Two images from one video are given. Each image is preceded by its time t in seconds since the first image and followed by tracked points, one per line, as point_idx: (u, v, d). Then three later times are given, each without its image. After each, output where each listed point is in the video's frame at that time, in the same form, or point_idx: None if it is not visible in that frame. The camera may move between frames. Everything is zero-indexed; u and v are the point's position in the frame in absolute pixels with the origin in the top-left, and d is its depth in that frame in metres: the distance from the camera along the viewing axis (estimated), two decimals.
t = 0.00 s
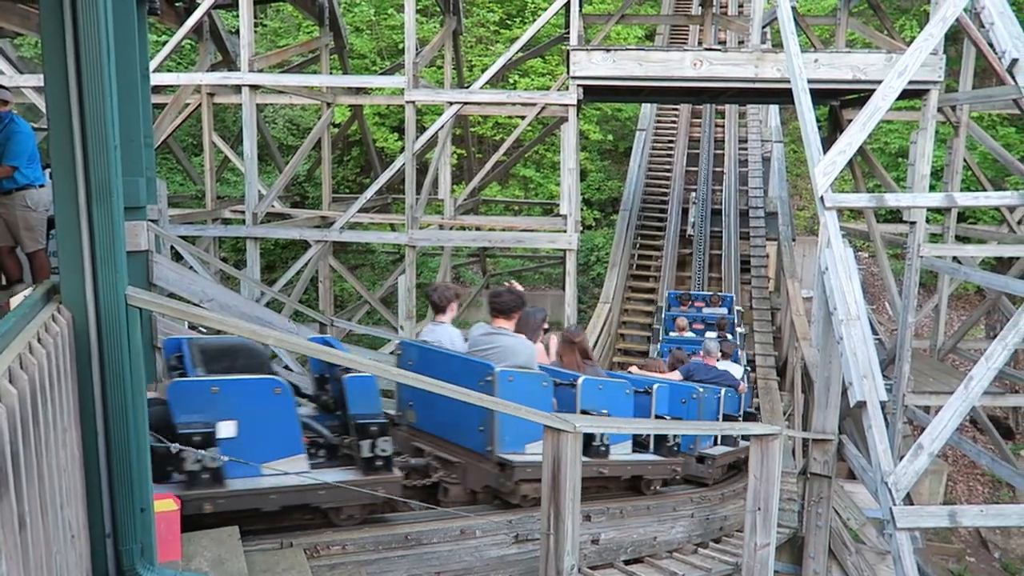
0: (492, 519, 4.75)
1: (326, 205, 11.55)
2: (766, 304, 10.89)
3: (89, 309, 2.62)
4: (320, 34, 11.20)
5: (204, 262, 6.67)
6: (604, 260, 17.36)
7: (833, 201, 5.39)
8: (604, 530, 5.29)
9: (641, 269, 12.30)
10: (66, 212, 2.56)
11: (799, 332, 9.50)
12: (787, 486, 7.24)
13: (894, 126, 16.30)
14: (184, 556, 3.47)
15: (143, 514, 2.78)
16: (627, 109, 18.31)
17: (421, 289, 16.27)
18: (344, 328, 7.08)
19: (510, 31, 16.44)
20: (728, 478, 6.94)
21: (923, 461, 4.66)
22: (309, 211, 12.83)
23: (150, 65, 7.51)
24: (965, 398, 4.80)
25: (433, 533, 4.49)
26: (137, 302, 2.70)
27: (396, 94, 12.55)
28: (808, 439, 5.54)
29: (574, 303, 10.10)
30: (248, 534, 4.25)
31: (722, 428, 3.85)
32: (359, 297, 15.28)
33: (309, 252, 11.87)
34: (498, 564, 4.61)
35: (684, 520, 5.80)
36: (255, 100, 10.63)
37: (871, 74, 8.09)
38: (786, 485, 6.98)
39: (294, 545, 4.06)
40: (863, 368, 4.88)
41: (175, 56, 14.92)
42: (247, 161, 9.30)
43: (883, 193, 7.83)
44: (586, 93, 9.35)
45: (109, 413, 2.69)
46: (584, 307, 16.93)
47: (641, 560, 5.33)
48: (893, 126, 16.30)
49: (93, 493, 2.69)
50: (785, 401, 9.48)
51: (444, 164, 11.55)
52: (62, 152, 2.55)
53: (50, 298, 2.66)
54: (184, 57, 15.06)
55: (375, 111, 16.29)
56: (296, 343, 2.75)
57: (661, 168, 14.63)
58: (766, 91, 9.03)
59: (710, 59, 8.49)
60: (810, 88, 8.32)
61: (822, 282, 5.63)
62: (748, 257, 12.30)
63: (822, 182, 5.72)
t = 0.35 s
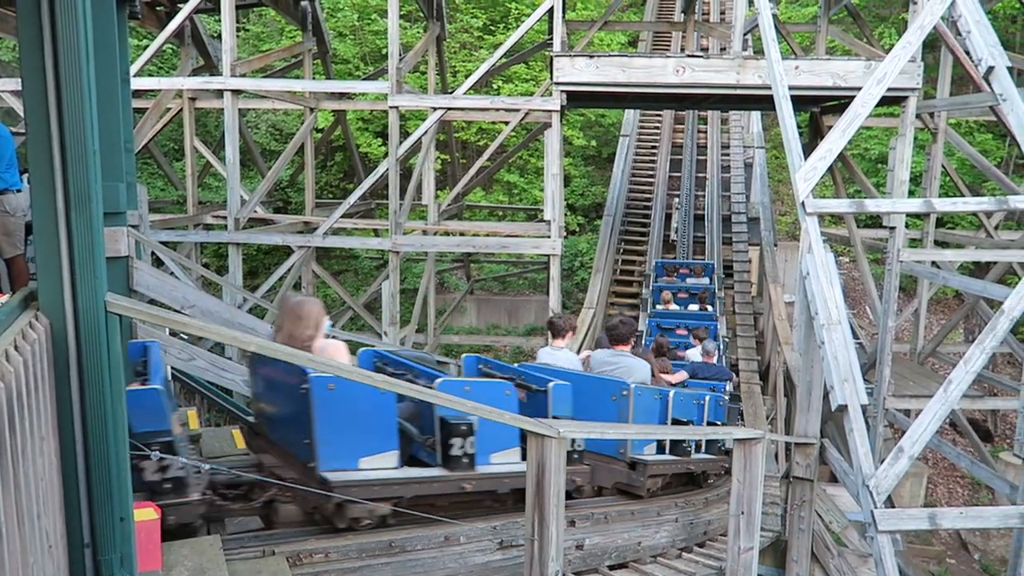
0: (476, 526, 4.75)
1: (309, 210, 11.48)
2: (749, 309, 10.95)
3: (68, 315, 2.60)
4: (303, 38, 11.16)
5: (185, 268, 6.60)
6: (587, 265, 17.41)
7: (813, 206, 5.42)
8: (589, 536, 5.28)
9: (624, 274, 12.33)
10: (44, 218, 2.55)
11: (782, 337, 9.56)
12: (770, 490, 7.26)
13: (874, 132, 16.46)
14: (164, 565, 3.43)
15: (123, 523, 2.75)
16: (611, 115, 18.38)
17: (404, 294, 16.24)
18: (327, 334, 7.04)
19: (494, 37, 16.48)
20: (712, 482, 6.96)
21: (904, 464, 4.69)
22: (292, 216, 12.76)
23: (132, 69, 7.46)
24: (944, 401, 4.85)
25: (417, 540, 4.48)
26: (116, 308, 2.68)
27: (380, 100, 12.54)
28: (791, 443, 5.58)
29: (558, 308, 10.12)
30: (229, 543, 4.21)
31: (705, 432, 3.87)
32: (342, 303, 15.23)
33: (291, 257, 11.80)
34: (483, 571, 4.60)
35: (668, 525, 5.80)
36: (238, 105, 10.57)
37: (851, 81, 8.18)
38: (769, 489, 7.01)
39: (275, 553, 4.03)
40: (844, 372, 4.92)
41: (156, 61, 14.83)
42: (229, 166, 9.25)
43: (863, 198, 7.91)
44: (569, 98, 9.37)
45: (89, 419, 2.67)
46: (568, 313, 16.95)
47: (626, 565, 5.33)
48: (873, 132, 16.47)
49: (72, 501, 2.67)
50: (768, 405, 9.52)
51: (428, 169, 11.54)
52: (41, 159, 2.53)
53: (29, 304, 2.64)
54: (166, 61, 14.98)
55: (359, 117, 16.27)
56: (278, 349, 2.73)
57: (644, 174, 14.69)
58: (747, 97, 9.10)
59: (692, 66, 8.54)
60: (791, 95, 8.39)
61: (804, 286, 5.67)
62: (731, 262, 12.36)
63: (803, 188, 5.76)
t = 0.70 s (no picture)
0: (460, 534, 4.74)
1: (292, 217, 11.43)
2: (731, 314, 11.02)
3: (46, 324, 2.57)
4: (285, 45, 11.12)
5: (166, 276, 6.41)
6: (571, 271, 17.44)
7: (795, 212, 5.45)
8: (574, 543, 5.28)
9: (607, 280, 12.36)
10: (22, 226, 2.52)
11: (764, 342, 9.61)
12: (754, 495, 7.29)
13: (853, 139, 16.64)
14: None
15: (103, 534, 2.71)
16: (593, 122, 18.44)
17: (388, 301, 16.20)
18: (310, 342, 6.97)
19: (477, 44, 16.51)
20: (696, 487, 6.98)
21: (885, 468, 4.72)
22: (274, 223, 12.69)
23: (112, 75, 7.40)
24: (925, 405, 4.89)
25: (402, 548, 4.46)
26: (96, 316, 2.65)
27: (363, 106, 12.52)
28: (774, 448, 5.60)
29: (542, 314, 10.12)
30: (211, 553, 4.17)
31: (689, 438, 3.89)
32: (325, 311, 15.16)
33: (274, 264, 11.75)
34: None
35: (653, 531, 5.82)
36: (220, 112, 10.51)
37: (831, 88, 8.26)
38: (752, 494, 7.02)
39: (259, 564, 4.00)
40: (826, 377, 4.95)
41: (137, 67, 14.74)
42: (210, 173, 9.19)
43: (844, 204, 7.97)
44: (552, 105, 9.40)
45: (67, 429, 2.63)
46: (551, 319, 16.98)
47: (611, 571, 5.34)
48: (853, 139, 16.64)
49: (50, 512, 2.63)
50: (751, 410, 9.57)
51: (411, 176, 11.52)
52: (19, 165, 2.50)
53: (6, 313, 2.60)
54: (146, 68, 14.89)
55: (342, 123, 16.24)
56: (262, 358, 2.72)
57: (627, 180, 14.75)
58: (729, 104, 9.16)
59: (674, 73, 8.60)
60: (772, 102, 8.46)
61: (785, 292, 5.70)
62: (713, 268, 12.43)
63: (784, 194, 5.79)
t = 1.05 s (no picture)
0: (446, 543, 4.73)
1: (277, 225, 11.39)
2: (717, 321, 11.06)
3: (27, 333, 2.46)
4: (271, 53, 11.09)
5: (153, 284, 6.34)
6: (558, 279, 17.47)
7: (780, 220, 5.46)
8: (560, 551, 5.28)
9: (594, 287, 12.39)
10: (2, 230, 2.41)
11: (750, 349, 9.66)
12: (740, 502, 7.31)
13: (837, 147, 16.79)
14: None
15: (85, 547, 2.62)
16: (579, 130, 18.49)
17: (374, 309, 16.17)
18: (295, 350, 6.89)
19: (464, 52, 16.53)
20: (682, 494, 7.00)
21: (869, 474, 4.75)
22: (260, 231, 12.65)
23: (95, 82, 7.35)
24: (908, 411, 4.93)
25: (388, 557, 4.44)
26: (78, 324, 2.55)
27: (349, 114, 12.51)
28: (760, 454, 5.63)
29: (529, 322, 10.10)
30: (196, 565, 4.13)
31: (675, 444, 3.90)
32: (311, 318, 15.12)
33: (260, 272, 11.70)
34: None
35: (639, 538, 5.83)
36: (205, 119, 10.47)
37: (814, 97, 8.33)
38: (738, 500, 7.05)
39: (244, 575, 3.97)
40: (811, 384, 4.97)
41: (121, 74, 14.66)
42: (196, 180, 9.13)
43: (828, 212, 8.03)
44: (538, 113, 9.42)
45: (49, 440, 2.53)
46: (538, 326, 17.00)
47: None
48: (836, 147, 16.79)
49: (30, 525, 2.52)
50: (736, 417, 9.61)
51: (397, 183, 11.51)
52: None
53: None
54: (131, 74, 14.81)
55: (328, 131, 16.22)
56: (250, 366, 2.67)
57: (613, 188, 14.79)
58: (714, 113, 9.21)
59: (660, 81, 8.64)
60: (756, 111, 8.51)
61: (771, 299, 5.72)
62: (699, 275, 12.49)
63: (768, 202, 5.83)
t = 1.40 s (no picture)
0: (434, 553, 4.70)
1: (263, 234, 11.32)
2: (704, 330, 11.10)
3: (10, 346, 2.50)
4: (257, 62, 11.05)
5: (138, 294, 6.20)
6: (545, 288, 17.48)
7: (765, 228, 5.50)
8: (549, 560, 5.26)
9: (581, 296, 12.39)
10: None
11: (736, 357, 9.69)
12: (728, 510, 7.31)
13: (821, 156, 16.92)
14: None
15: (67, 558, 2.65)
16: (566, 139, 18.55)
17: (361, 318, 16.13)
18: (283, 360, 6.83)
19: (450, 62, 16.56)
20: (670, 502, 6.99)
21: (855, 481, 4.77)
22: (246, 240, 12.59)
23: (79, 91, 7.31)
24: (894, 418, 4.96)
25: (374, 568, 4.42)
26: (60, 337, 2.59)
27: (336, 123, 12.48)
28: (747, 462, 5.64)
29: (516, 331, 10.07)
30: None
31: (661, 453, 3.91)
32: (298, 328, 15.05)
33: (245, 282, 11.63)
34: None
35: (627, 547, 5.82)
36: (191, 128, 10.42)
37: (798, 107, 8.39)
38: (726, 508, 7.05)
39: None
40: (797, 392, 4.99)
41: (106, 83, 14.58)
42: (181, 190, 9.08)
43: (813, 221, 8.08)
44: (525, 122, 9.45)
45: (30, 451, 2.56)
46: (526, 335, 17.01)
47: None
48: (821, 156, 16.93)
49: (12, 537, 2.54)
50: (724, 425, 9.63)
51: (384, 193, 11.48)
52: None
53: None
54: (115, 84, 14.74)
55: (315, 140, 16.20)
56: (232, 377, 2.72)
57: (600, 197, 14.83)
58: (700, 122, 9.27)
59: (646, 91, 8.68)
60: (741, 121, 8.57)
61: (757, 308, 5.75)
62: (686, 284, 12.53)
63: (754, 210, 5.85)
